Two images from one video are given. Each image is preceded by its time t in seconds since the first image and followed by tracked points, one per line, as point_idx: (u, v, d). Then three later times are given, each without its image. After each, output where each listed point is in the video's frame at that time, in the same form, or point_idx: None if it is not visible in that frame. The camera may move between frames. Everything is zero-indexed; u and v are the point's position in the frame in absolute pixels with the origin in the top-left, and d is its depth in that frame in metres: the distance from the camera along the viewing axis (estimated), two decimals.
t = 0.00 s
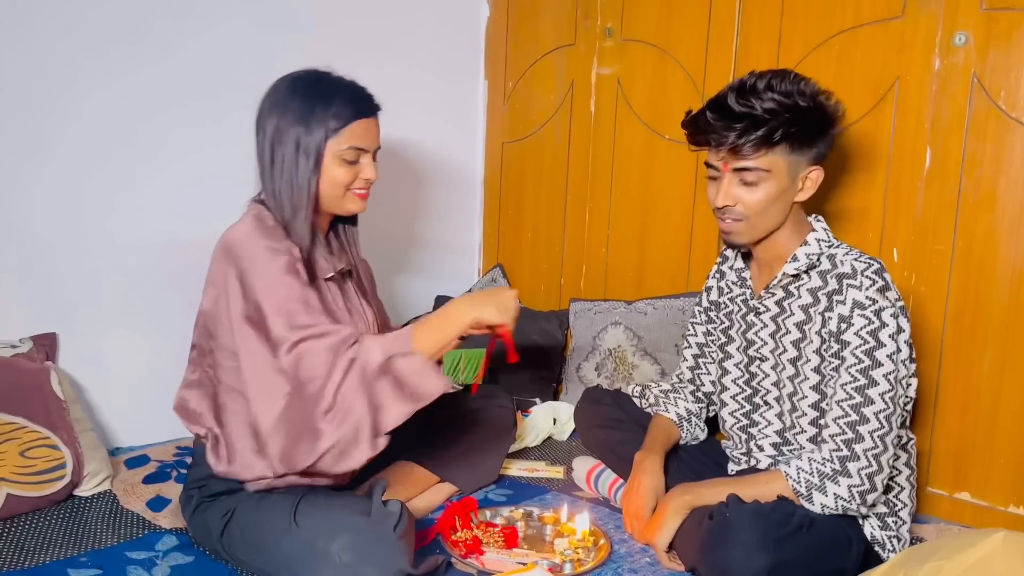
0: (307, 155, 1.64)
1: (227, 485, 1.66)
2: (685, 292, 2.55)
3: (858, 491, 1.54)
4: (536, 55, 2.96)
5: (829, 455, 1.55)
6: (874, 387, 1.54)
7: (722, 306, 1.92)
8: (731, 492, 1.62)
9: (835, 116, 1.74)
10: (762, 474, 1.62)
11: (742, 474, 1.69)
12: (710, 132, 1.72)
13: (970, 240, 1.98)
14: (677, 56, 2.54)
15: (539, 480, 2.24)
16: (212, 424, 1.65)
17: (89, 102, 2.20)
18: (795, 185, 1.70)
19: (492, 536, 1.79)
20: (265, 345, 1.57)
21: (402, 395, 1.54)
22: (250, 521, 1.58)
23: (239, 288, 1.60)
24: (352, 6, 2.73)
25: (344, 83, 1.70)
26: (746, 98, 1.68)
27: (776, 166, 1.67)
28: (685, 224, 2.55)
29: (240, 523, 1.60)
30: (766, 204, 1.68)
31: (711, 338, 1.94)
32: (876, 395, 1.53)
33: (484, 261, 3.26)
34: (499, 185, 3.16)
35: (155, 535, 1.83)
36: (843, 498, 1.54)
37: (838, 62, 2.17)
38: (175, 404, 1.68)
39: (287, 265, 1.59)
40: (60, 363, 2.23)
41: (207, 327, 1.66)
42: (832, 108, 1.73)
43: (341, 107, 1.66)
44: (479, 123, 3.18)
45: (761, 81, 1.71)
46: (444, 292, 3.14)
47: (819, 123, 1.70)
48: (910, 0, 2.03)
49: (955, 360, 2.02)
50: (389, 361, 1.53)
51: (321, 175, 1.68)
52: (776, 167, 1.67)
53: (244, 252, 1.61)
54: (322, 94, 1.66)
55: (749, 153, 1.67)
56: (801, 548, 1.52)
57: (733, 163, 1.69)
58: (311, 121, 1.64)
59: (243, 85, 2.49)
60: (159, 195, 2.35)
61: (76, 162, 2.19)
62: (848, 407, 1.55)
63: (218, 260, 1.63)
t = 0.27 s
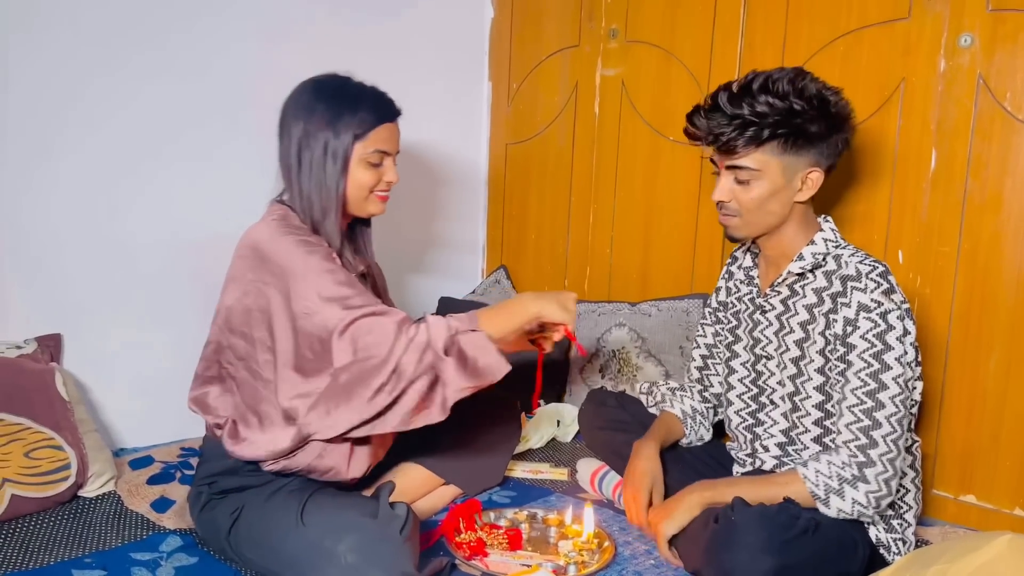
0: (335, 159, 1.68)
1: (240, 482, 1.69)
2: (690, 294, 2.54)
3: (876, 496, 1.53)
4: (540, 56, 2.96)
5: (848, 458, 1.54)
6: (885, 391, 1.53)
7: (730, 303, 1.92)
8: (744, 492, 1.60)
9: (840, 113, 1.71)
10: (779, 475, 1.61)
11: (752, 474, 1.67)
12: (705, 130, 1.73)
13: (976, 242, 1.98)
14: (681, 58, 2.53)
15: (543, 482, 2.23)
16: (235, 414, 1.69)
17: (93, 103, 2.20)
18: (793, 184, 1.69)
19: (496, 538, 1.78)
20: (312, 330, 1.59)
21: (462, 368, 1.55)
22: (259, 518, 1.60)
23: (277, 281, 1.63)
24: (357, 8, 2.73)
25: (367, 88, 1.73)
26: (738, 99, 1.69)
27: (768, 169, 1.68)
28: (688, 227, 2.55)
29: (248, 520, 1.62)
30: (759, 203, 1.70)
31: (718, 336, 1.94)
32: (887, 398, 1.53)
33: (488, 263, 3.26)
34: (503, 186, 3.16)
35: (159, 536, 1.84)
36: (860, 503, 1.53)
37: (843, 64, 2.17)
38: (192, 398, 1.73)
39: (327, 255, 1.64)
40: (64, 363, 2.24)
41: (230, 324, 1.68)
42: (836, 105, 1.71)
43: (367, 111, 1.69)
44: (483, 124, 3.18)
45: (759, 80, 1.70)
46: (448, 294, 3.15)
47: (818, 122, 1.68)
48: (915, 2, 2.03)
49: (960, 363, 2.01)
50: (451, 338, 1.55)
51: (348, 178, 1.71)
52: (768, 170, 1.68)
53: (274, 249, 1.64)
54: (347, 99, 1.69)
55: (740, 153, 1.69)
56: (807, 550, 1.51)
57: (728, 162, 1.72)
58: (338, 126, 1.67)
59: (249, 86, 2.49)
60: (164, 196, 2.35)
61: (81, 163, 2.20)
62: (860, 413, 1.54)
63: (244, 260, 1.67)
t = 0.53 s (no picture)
0: (371, 159, 1.73)
1: (251, 471, 1.71)
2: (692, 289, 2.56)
3: (892, 489, 1.55)
4: (544, 53, 2.97)
5: (870, 449, 1.55)
6: (900, 387, 1.55)
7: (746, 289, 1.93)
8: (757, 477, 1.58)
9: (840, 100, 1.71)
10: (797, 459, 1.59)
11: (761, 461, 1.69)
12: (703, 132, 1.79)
13: (978, 237, 1.99)
14: (684, 55, 2.55)
15: (547, 475, 2.25)
16: (252, 405, 1.70)
17: (102, 100, 2.23)
18: (794, 175, 1.71)
19: (500, 530, 1.80)
20: (338, 331, 1.63)
21: (475, 381, 1.60)
22: (270, 506, 1.62)
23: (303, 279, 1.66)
24: (361, 6, 2.75)
25: (400, 94, 1.78)
26: (726, 101, 1.73)
27: (765, 164, 1.71)
28: (691, 222, 2.56)
29: (259, 508, 1.64)
30: (762, 198, 1.73)
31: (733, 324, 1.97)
32: (902, 394, 1.54)
33: (492, 259, 3.28)
34: (507, 183, 3.17)
35: (168, 528, 1.86)
36: (879, 494, 1.55)
37: (846, 60, 2.18)
38: (210, 384, 1.74)
39: (353, 256, 1.67)
40: (73, 358, 2.26)
41: (253, 315, 1.71)
42: (829, 92, 1.70)
43: (400, 115, 1.76)
44: (487, 121, 3.19)
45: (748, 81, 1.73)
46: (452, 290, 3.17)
47: (810, 111, 1.68)
48: None
49: (962, 357, 2.02)
50: (468, 349, 1.60)
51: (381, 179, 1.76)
52: (765, 165, 1.71)
53: (303, 245, 1.67)
54: (381, 103, 1.75)
55: (735, 152, 1.73)
56: (808, 542, 1.53)
57: (728, 160, 1.76)
58: (373, 128, 1.72)
59: (255, 84, 2.51)
60: (171, 192, 2.38)
61: (89, 160, 2.22)
62: (876, 409, 1.56)
63: (270, 253, 1.70)
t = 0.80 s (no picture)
0: (385, 166, 1.74)
1: (255, 470, 1.71)
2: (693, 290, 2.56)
3: (889, 489, 1.55)
4: (544, 54, 2.98)
5: (860, 452, 1.56)
6: (904, 386, 1.56)
7: (751, 291, 1.94)
8: (756, 482, 1.61)
9: (860, 105, 1.72)
10: (794, 463, 1.62)
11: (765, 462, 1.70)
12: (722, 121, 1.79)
13: (976, 237, 1.99)
14: (685, 57, 2.55)
15: (547, 476, 2.26)
16: (256, 405, 1.70)
17: (103, 102, 2.24)
18: (808, 176, 1.72)
19: (500, 530, 1.81)
20: (337, 329, 1.64)
21: (471, 383, 1.57)
22: (273, 506, 1.63)
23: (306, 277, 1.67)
24: (362, 7, 2.76)
25: (415, 101, 1.79)
26: (749, 93, 1.73)
27: (780, 160, 1.72)
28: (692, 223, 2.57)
29: (261, 508, 1.65)
30: (774, 194, 1.74)
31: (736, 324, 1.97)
32: (906, 393, 1.55)
33: (493, 260, 3.29)
34: (508, 184, 3.18)
35: (169, 528, 1.87)
36: (873, 495, 1.55)
37: (845, 61, 2.19)
38: (216, 382, 1.73)
39: (359, 257, 1.67)
40: (75, 359, 2.27)
41: (259, 314, 1.71)
42: (851, 96, 1.71)
43: (415, 121, 1.76)
44: (489, 122, 3.20)
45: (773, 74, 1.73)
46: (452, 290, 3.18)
47: (831, 112, 1.69)
48: None
49: (962, 357, 2.03)
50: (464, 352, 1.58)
51: (394, 184, 1.77)
52: (781, 161, 1.72)
53: (308, 244, 1.68)
54: (396, 108, 1.75)
55: (752, 144, 1.74)
56: (807, 542, 1.54)
57: (744, 153, 1.77)
58: (388, 133, 1.73)
59: (257, 85, 2.52)
60: (173, 194, 2.39)
61: (91, 162, 2.23)
62: (877, 406, 1.56)
63: (278, 251, 1.70)
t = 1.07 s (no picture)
0: (386, 172, 1.74)
1: (254, 475, 1.72)
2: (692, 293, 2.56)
3: (889, 494, 1.55)
4: (544, 58, 2.99)
5: (861, 458, 1.56)
6: (907, 392, 1.56)
7: (752, 296, 1.94)
8: (755, 487, 1.62)
9: (863, 108, 1.73)
10: (793, 469, 1.63)
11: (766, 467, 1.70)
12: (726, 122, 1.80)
13: (976, 241, 1.99)
14: (684, 61, 2.56)
15: (548, 480, 2.26)
16: (255, 413, 1.70)
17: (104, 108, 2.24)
18: (810, 179, 1.72)
19: (501, 535, 1.81)
20: (336, 340, 1.65)
21: (466, 405, 1.59)
22: (274, 511, 1.63)
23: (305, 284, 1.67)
24: (362, 12, 2.76)
25: (417, 106, 1.79)
26: (753, 95, 1.74)
27: (784, 160, 1.72)
28: (692, 226, 2.57)
29: (261, 512, 1.65)
30: (776, 197, 1.74)
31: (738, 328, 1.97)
32: (908, 399, 1.55)
33: (493, 263, 3.29)
34: (508, 187, 3.18)
35: (170, 533, 1.87)
36: (873, 500, 1.56)
37: (844, 66, 2.19)
38: (215, 388, 1.73)
39: (359, 268, 1.67)
40: (76, 364, 2.28)
41: (259, 319, 1.72)
42: (854, 100, 1.72)
43: (416, 126, 1.76)
44: (489, 126, 3.20)
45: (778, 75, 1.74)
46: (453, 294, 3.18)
47: (835, 115, 1.69)
48: (915, 3, 2.05)
49: (962, 361, 2.03)
50: (460, 372, 1.59)
51: (396, 190, 1.77)
52: (784, 161, 1.72)
53: (310, 251, 1.68)
54: (398, 114, 1.76)
55: (755, 146, 1.74)
56: (806, 547, 1.54)
57: (747, 154, 1.77)
58: (390, 139, 1.74)
59: (258, 90, 2.53)
60: (174, 199, 2.39)
61: (92, 167, 2.24)
62: (881, 411, 1.56)
63: (280, 257, 1.70)
